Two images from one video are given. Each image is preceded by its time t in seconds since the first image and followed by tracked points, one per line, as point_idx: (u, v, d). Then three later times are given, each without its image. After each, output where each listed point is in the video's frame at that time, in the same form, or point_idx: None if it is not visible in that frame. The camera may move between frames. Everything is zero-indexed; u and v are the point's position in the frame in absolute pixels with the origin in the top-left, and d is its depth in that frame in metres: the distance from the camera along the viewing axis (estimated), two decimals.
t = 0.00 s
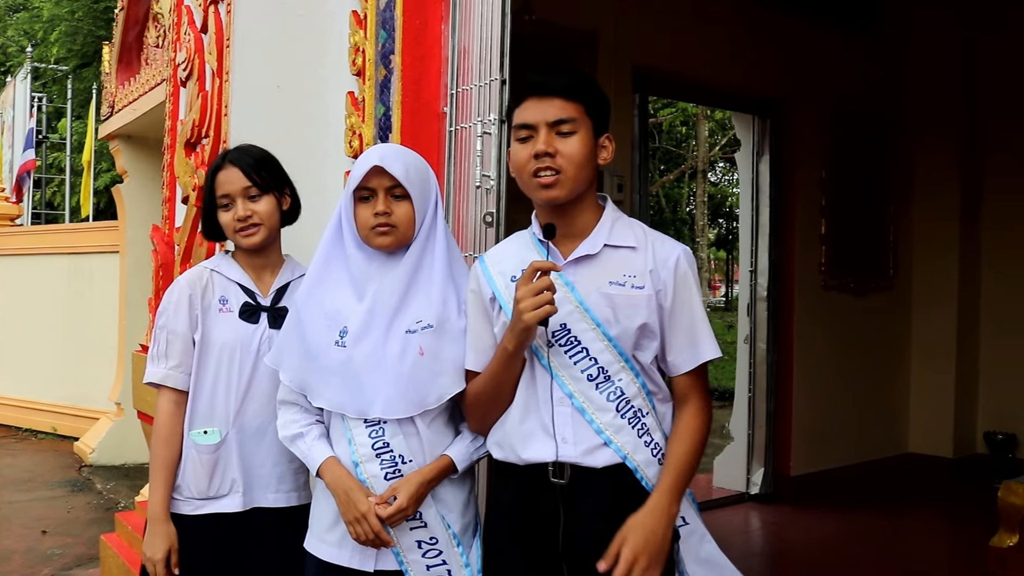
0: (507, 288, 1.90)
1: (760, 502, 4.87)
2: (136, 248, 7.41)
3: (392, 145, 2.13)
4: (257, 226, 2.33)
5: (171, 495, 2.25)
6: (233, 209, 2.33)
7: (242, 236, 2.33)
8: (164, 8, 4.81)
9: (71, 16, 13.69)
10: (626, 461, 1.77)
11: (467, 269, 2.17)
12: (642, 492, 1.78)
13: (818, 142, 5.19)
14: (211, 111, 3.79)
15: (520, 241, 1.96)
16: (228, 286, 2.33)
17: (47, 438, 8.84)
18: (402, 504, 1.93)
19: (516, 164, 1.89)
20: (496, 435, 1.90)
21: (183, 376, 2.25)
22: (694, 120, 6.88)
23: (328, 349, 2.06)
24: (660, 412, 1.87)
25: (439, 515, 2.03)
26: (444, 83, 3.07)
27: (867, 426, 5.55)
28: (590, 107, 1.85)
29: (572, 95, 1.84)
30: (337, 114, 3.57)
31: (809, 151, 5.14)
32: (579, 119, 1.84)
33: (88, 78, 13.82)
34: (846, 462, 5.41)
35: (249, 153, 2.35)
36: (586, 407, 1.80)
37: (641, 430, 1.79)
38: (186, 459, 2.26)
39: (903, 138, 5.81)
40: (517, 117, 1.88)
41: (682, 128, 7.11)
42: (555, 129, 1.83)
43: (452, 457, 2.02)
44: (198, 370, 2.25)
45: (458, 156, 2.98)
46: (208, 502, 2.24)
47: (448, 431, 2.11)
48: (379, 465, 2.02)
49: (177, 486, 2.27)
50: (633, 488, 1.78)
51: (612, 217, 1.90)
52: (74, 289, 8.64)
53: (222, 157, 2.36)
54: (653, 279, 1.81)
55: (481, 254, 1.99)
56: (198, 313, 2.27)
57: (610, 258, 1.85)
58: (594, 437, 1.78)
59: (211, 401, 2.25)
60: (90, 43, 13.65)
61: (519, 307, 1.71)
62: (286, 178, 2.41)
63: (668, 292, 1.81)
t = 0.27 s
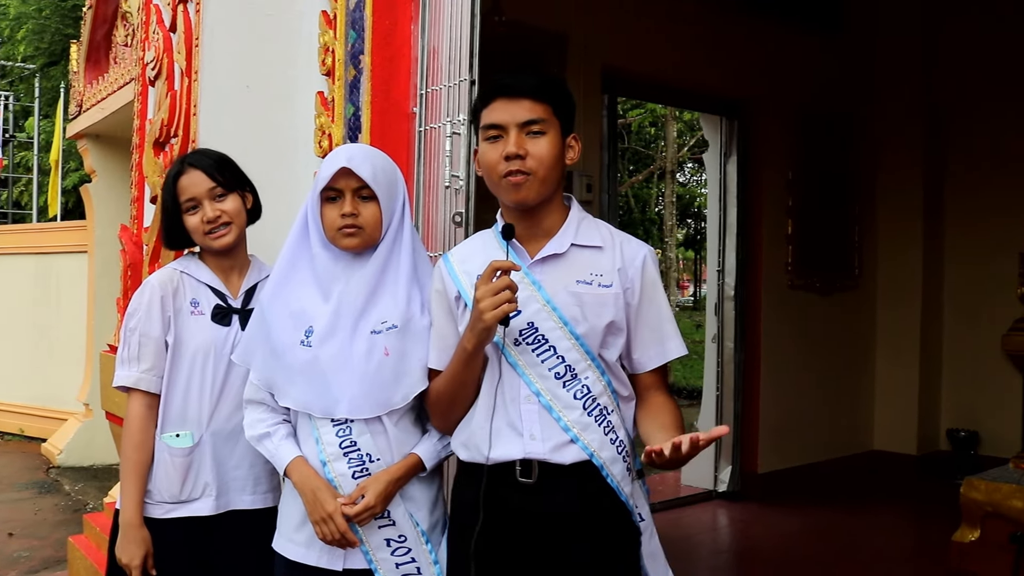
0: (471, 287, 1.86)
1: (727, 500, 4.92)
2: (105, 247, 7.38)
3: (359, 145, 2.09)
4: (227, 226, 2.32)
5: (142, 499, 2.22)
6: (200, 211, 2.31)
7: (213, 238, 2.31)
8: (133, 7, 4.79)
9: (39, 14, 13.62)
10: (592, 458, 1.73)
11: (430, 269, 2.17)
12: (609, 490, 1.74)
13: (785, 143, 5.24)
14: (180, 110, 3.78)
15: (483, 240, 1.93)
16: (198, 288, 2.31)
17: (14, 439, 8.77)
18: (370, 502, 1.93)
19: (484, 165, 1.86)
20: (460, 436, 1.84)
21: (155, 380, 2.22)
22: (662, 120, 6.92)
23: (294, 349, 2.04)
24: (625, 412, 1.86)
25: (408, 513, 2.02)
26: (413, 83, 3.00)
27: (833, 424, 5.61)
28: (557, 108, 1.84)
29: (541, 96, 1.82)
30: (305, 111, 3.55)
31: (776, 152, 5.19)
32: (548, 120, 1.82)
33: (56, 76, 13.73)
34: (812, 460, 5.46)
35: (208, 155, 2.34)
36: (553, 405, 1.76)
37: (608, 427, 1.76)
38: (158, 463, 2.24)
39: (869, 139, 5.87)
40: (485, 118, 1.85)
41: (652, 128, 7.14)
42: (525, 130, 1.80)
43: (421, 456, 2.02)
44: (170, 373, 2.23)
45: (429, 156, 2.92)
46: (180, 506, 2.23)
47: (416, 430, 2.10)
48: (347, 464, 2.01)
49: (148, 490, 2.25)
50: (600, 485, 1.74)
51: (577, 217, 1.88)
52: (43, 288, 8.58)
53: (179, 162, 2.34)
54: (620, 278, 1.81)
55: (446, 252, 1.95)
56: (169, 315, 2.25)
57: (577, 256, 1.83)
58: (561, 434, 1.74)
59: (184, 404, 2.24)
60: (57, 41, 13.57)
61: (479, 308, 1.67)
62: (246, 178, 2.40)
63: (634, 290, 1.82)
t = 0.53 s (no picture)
0: (448, 287, 1.82)
1: (695, 498, 4.98)
2: (73, 248, 7.33)
3: (323, 146, 2.08)
4: (191, 231, 2.31)
5: (108, 501, 2.21)
6: (164, 215, 2.30)
7: (177, 241, 2.30)
8: (101, 5, 4.76)
9: (4, 12, 13.48)
10: (569, 459, 1.72)
11: (394, 271, 2.14)
12: (585, 492, 1.74)
13: (752, 144, 5.30)
14: (148, 110, 3.78)
15: (459, 239, 1.88)
16: (163, 290, 2.30)
17: None
18: (330, 505, 1.91)
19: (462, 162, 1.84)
20: (437, 436, 1.82)
21: (119, 380, 2.21)
22: (631, 122, 6.98)
23: (255, 349, 2.01)
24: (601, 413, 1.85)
25: (371, 512, 2.00)
26: (382, 84, 3.00)
27: (799, 422, 5.68)
28: (535, 107, 1.83)
29: (519, 95, 1.81)
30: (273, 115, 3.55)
31: (743, 154, 5.25)
32: (527, 120, 1.81)
33: (22, 75, 13.59)
34: (778, 457, 5.52)
35: (171, 158, 2.33)
36: (529, 405, 1.74)
37: (584, 428, 1.75)
38: (124, 464, 2.23)
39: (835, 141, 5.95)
40: (463, 116, 1.84)
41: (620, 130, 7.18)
42: (504, 128, 1.79)
43: (381, 458, 1.99)
44: (135, 373, 2.23)
45: (398, 157, 2.87)
46: (147, 507, 2.22)
47: (379, 429, 2.07)
48: (308, 465, 1.98)
49: (114, 491, 2.23)
50: (575, 486, 1.74)
51: (553, 217, 1.86)
52: (8, 289, 8.49)
53: (144, 164, 2.33)
54: (597, 277, 1.80)
55: (422, 253, 1.90)
56: (133, 316, 2.24)
57: (554, 255, 1.81)
58: (537, 434, 1.73)
59: (150, 404, 2.23)
60: (24, 40, 13.45)
61: (456, 307, 1.64)
62: (211, 180, 2.39)
63: (611, 290, 1.81)
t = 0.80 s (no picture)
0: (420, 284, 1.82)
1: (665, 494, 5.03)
2: (41, 248, 7.28)
3: (283, 146, 2.00)
4: (157, 230, 2.30)
5: (72, 502, 2.21)
6: (128, 215, 2.29)
7: (142, 241, 2.29)
8: (69, 4, 4.73)
9: None
10: (539, 458, 1.74)
11: (357, 270, 2.08)
12: (556, 491, 1.75)
13: (720, 145, 5.36)
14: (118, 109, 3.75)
15: (432, 240, 1.88)
16: (127, 290, 2.30)
17: None
18: (290, 499, 1.86)
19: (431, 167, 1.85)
20: (408, 434, 1.83)
21: (83, 380, 2.21)
22: (600, 123, 7.03)
23: (216, 350, 1.96)
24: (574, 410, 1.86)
25: (333, 510, 1.95)
26: (352, 84, 2.95)
27: (766, 421, 5.74)
28: (504, 111, 1.83)
29: (487, 101, 1.81)
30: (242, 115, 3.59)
31: (711, 155, 5.30)
32: (495, 124, 1.81)
33: None
34: (746, 455, 5.58)
35: (138, 158, 2.32)
36: (500, 403, 1.76)
37: (554, 426, 1.76)
38: (88, 466, 2.22)
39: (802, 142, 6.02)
40: (433, 121, 1.84)
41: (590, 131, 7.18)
42: (471, 134, 1.79)
43: (342, 453, 1.94)
44: (98, 374, 2.22)
45: (368, 158, 2.85)
46: (113, 508, 2.22)
47: (339, 427, 2.02)
48: (270, 463, 1.93)
49: (78, 491, 2.23)
50: (546, 485, 1.75)
51: (526, 216, 1.88)
52: None
53: (109, 163, 2.32)
54: (569, 275, 1.82)
55: (395, 252, 1.90)
56: (96, 316, 2.24)
57: (526, 254, 1.83)
58: (507, 432, 1.74)
59: (114, 405, 2.22)
60: None
61: (428, 302, 1.65)
62: (177, 180, 2.39)
63: (584, 288, 1.83)
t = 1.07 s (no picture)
0: (389, 284, 1.83)
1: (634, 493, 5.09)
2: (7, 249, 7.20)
3: (245, 148, 2.00)
4: (121, 225, 2.29)
5: (36, 503, 2.20)
6: (93, 209, 2.28)
7: (105, 236, 2.28)
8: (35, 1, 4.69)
9: None
10: (509, 457, 1.75)
11: (319, 270, 2.09)
12: (525, 491, 1.76)
13: (690, 147, 5.40)
14: (84, 110, 3.82)
15: (401, 240, 1.89)
16: (91, 290, 2.28)
17: None
18: (257, 498, 1.86)
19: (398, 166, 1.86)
20: (378, 435, 1.83)
21: (47, 382, 2.21)
22: (571, 125, 7.05)
23: (179, 351, 1.95)
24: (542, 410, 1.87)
25: (299, 511, 1.96)
26: (321, 85, 2.93)
27: (735, 420, 5.79)
28: (470, 110, 1.83)
29: (452, 97, 1.82)
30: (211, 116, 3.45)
31: (680, 157, 5.34)
32: (461, 121, 1.82)
33: None
34: (715, 453, 5.62)
35: (107, 153, 2.31)
36: (469, 403, 1.77)
37: (523, 426, 1.78)
38: (53, 467, 2.21)
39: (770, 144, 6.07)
40: (400, 118, 1.85)
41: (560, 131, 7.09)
42: (436, 131, 1.80)
43: (308, 453, 1.94)
44: (62, 375, 2.21)
45: (337, 158, 2.83)
46: (78, 509, 2.20)
47: (304, 427, 2.02)
48: (235, 464, 1.93)
49: (43, 493, 2.22)
50: (516, 484, 1.76)
51: (495, 217, 1.88)
52: None
53: (77, 158, 2.31)
54: (537, 276, 1.83)
55: (365, 254, 1.89)
56: (59, 317, 2.23)
57: (495, 255, 1.84)
58: (477, 432, 1.76)
59: (78, 405, 2.21)
60: None
61: (395, 307, 1.66)
62: (146, 178, 2.37)
63: (552, 290, 1.84)
